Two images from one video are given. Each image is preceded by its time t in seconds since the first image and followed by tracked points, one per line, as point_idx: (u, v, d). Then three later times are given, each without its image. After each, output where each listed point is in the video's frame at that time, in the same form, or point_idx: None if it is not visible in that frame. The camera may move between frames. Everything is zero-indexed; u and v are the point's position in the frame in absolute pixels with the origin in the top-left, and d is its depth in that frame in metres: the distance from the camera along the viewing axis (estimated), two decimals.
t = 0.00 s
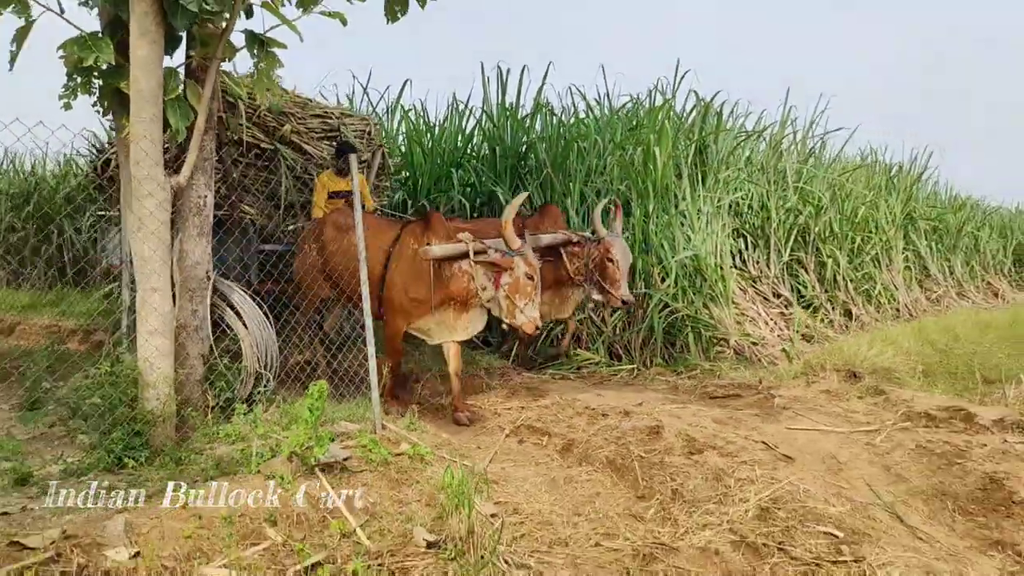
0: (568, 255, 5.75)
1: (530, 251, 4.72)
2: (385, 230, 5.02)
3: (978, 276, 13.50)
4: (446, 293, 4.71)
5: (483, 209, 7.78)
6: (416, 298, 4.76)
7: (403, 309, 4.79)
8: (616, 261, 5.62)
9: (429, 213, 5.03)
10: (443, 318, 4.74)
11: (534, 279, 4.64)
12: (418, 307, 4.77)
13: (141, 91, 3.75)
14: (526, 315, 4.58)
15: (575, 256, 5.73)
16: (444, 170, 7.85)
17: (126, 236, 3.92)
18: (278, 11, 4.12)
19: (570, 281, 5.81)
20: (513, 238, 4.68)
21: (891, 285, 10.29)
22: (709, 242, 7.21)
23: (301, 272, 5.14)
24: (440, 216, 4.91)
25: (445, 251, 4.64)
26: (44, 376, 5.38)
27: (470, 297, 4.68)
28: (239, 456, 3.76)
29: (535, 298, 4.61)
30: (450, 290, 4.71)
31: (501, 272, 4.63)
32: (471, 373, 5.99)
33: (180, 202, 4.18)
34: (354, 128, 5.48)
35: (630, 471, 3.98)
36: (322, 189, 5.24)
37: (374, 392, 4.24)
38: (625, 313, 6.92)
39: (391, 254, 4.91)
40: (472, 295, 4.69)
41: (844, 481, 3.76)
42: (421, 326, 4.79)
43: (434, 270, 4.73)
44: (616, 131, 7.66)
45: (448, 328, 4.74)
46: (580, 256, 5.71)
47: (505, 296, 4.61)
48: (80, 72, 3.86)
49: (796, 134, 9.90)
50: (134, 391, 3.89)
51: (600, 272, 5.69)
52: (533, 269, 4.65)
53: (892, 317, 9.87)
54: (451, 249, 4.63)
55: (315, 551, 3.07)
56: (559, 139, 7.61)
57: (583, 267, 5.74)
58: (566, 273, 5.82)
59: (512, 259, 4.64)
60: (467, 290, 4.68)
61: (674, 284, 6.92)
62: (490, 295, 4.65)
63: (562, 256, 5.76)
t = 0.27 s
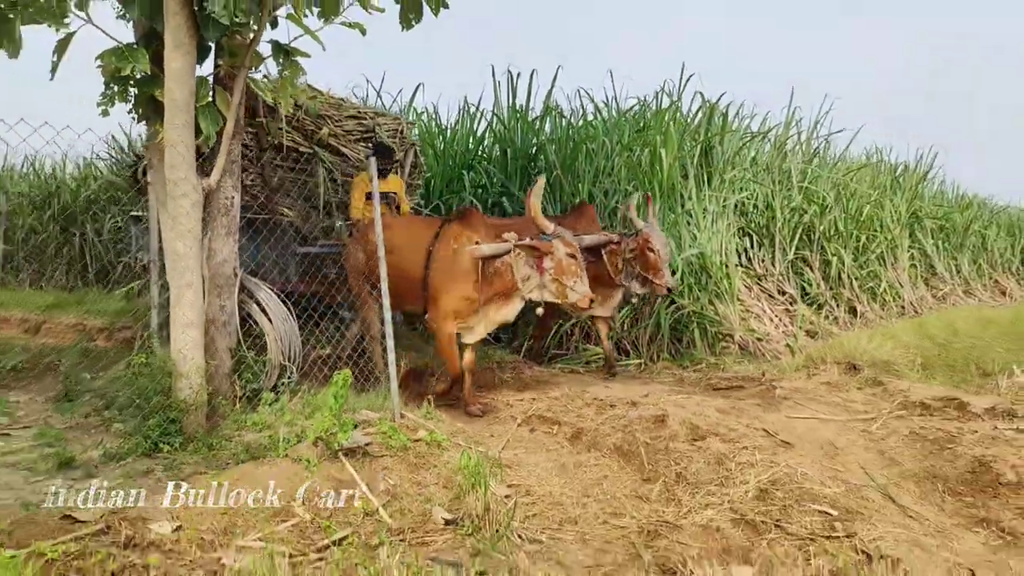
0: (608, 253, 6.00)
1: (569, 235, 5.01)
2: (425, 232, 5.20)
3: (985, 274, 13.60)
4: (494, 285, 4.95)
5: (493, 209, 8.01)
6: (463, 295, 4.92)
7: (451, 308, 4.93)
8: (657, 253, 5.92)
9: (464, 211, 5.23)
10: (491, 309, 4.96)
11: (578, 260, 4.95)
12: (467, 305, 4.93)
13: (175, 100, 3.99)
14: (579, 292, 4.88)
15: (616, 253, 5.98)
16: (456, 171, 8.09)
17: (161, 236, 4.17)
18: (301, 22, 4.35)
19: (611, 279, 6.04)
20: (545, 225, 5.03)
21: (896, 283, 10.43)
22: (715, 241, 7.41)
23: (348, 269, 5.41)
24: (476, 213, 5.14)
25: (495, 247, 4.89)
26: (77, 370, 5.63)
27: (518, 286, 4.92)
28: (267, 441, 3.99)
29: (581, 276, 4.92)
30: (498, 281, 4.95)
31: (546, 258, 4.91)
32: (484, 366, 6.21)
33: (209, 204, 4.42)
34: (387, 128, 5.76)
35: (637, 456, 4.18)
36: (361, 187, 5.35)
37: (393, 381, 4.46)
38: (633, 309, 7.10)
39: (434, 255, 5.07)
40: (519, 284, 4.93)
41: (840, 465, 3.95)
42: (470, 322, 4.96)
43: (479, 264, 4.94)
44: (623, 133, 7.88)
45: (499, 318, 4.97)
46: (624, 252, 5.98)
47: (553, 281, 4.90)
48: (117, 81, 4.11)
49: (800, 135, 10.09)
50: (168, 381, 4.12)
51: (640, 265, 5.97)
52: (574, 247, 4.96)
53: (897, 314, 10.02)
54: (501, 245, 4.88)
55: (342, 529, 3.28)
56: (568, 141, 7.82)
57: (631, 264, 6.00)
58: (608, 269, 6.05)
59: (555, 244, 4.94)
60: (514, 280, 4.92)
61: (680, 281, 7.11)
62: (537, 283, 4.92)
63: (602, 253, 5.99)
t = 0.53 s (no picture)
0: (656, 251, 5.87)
1: (621, 251, 5.00)
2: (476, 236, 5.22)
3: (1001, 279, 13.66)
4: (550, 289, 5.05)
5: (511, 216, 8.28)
6: (525, 299, 5.03)
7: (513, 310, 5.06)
8: (703, 254, 5.73)
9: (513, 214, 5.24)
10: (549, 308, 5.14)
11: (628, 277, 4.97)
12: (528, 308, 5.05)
13: (214, 114, 4.26)
14: (621, 313, 4.90)
15: (663, 251, 5.85)
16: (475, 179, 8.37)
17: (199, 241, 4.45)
18: (330, 39, 4.61)
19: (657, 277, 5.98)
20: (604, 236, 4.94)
21: (909, 288, 10.54)
22: (726, 246, 7.61)
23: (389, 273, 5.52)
24: (528, 218, 5.14)
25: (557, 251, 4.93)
26: (116, 370, 5.93)
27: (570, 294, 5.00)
28: (299, 434, 4.24)
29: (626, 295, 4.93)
30: (555, 287, 5.03)
31: (596, 272, 4.92)
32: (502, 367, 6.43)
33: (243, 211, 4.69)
34: (426, 132, 6.13)
35: (648, 450, 4.40)
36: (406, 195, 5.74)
37: (415, 379, 4.70)
38: (646, 313, 7.28)
39: (490, 260, 5.11)
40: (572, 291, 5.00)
41: (842, 459, 4.14)
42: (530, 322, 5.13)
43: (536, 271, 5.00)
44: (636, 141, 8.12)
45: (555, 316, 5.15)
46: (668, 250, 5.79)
47: (599, 296, 4.92)
48: (159, 97, 4.39)
49: (812, 142, 10.26)
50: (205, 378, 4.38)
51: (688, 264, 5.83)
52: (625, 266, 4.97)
53: (909, 319, 10.15)
54: (562, 247, 4.92)
55: (370, 514, 3.50)
56: (583, 149, 8.06)
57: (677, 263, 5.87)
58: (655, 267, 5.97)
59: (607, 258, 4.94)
60: (568, 287, 4.99)
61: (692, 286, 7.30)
62: (583, 293, 4.95)
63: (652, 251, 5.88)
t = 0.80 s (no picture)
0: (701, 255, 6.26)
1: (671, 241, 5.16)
2: (523, 237, 5.33)
3: (1014, 281, 13.72)
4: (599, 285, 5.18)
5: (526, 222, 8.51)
6: (576, 296, 5.16)
7: (561, 308, 5.17)
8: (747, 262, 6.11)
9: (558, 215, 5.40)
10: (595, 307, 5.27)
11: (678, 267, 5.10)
12: (576, 305, 5.18)
13: (248, 129, 4.52)
14: (672, 300, 5.02)
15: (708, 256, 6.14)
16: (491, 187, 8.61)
17: (234, 249, 4.70)
18: (356, 58, 4.84)
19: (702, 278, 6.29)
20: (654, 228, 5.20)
21: (920, 290, 10.67)
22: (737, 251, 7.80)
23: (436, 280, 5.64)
24: (576, 217, 5.30)
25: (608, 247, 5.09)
26: (151, 372, 6.20)
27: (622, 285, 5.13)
28: (329, 432, 4.46)
29: (677, 283, 5.05)
30: (606, 281, 5.16)
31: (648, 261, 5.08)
32: (519, 369, 6.64)
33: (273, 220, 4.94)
34: (469, 139, 6.22)
35: (661, 446, 4.61)
36: (451, 203, 5.86)
37: (438, 380, 4.93)
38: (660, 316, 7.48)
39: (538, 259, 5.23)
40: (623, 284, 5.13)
41: (846, 454, 4.33)
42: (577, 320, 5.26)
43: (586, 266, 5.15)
44: (649, 148, 8.33)
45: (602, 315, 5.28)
46: (715, 256, 6.12)
47: (650, 283, 5.06)
48: (196, 114, 4.66)
49: (822, 148, 10.44)
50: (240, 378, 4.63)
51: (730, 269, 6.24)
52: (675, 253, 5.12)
53: (920, 321, 10.28)
54: (613, 245, 5.08)
55: (399, 504, 3.73)
56: (597, 157, 8.27)
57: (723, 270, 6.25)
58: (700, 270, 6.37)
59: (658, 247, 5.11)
60: (619, 279, 5.13)
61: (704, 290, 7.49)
62: (635, 284, 5.10)
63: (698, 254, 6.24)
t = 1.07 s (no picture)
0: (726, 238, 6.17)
1: (715, 239, 5.26)
2: (562, 226, 5.54)
3: (1007, 270, 13.98)
4: (636, 277, 5.33)
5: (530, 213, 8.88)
6: (612, 287, 5.35)
7: (595, 296, 5.38)
8: (774, 235, 6.00)
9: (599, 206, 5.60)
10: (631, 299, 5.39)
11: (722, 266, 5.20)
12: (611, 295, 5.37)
13: (270, 126, 4.75)
14: (713, 299, 5.10)
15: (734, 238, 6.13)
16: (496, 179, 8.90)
17: (256, 240, 4.94)
18: (370, 57, 5.07)
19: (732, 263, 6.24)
20: (697, 228, 5.25)
21: (914, 278, 10.93)
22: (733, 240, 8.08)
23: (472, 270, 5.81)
24: (618, 208, 5.48)
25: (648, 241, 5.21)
26: (172, 358, 6.46)
27: (662, 279, 5.26)
28: (348, 412, 4.71)
29: (719, 284, 5.13)
30: (645, 276, 5.30)
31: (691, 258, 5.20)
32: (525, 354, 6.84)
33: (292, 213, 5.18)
34: (497, 131, 6.50)
35: (662, 424, 4.87)
36: (483, 193, 6.03)
37: (451, 362, 5.18)
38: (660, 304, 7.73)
39: (574, 250, 5.41)
40: (664, 278, 5.26)
41: (837, 429, 4.60)
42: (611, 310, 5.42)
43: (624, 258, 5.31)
44: (648, 141, 8.59)
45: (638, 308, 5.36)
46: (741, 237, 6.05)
47: (693, 282, 5.17)
48: (219, 111, 4.90)
49: (817, 139, 10.69)
50: (263, 362, 4.88)
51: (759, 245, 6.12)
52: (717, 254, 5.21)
53: (913, 308, 10.54)
54: (651, 237, 5.20)
55: (418, 473, 3.99)
56: (598, 149, 8.58)
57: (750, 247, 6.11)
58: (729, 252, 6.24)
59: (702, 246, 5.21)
60: (660, 273, 5.26)
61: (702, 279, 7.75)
62: (676, 282, 5.22)
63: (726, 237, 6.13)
